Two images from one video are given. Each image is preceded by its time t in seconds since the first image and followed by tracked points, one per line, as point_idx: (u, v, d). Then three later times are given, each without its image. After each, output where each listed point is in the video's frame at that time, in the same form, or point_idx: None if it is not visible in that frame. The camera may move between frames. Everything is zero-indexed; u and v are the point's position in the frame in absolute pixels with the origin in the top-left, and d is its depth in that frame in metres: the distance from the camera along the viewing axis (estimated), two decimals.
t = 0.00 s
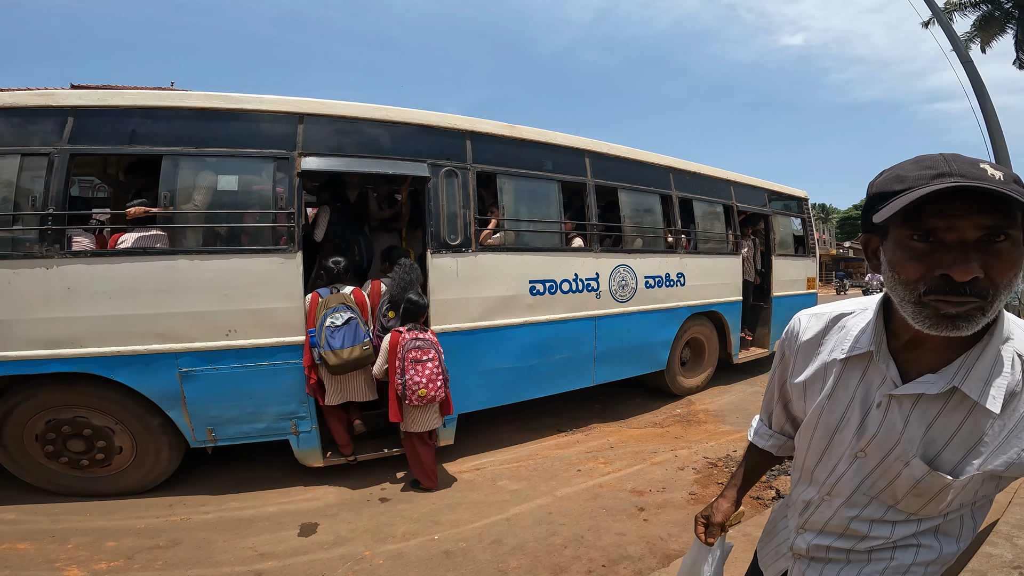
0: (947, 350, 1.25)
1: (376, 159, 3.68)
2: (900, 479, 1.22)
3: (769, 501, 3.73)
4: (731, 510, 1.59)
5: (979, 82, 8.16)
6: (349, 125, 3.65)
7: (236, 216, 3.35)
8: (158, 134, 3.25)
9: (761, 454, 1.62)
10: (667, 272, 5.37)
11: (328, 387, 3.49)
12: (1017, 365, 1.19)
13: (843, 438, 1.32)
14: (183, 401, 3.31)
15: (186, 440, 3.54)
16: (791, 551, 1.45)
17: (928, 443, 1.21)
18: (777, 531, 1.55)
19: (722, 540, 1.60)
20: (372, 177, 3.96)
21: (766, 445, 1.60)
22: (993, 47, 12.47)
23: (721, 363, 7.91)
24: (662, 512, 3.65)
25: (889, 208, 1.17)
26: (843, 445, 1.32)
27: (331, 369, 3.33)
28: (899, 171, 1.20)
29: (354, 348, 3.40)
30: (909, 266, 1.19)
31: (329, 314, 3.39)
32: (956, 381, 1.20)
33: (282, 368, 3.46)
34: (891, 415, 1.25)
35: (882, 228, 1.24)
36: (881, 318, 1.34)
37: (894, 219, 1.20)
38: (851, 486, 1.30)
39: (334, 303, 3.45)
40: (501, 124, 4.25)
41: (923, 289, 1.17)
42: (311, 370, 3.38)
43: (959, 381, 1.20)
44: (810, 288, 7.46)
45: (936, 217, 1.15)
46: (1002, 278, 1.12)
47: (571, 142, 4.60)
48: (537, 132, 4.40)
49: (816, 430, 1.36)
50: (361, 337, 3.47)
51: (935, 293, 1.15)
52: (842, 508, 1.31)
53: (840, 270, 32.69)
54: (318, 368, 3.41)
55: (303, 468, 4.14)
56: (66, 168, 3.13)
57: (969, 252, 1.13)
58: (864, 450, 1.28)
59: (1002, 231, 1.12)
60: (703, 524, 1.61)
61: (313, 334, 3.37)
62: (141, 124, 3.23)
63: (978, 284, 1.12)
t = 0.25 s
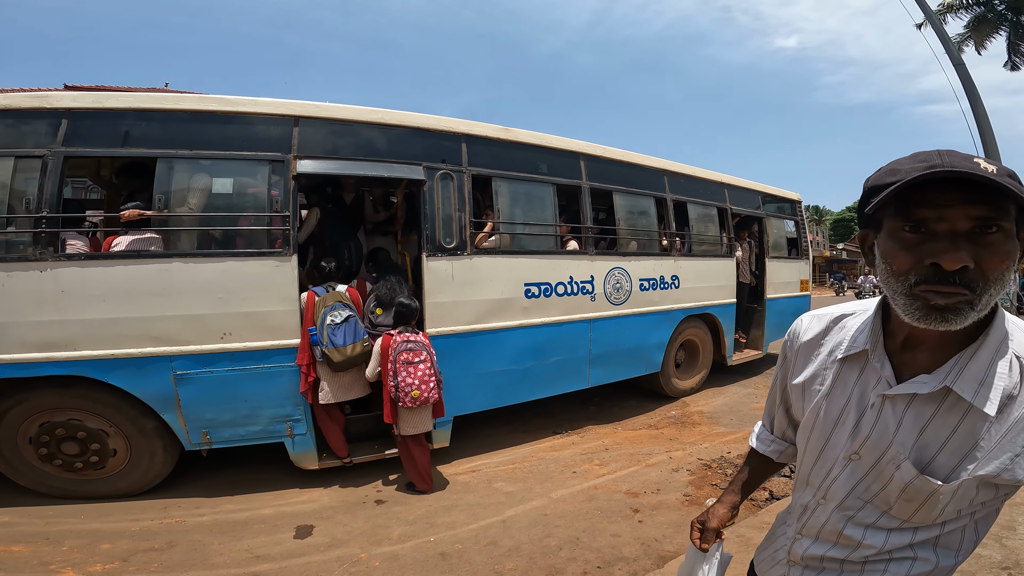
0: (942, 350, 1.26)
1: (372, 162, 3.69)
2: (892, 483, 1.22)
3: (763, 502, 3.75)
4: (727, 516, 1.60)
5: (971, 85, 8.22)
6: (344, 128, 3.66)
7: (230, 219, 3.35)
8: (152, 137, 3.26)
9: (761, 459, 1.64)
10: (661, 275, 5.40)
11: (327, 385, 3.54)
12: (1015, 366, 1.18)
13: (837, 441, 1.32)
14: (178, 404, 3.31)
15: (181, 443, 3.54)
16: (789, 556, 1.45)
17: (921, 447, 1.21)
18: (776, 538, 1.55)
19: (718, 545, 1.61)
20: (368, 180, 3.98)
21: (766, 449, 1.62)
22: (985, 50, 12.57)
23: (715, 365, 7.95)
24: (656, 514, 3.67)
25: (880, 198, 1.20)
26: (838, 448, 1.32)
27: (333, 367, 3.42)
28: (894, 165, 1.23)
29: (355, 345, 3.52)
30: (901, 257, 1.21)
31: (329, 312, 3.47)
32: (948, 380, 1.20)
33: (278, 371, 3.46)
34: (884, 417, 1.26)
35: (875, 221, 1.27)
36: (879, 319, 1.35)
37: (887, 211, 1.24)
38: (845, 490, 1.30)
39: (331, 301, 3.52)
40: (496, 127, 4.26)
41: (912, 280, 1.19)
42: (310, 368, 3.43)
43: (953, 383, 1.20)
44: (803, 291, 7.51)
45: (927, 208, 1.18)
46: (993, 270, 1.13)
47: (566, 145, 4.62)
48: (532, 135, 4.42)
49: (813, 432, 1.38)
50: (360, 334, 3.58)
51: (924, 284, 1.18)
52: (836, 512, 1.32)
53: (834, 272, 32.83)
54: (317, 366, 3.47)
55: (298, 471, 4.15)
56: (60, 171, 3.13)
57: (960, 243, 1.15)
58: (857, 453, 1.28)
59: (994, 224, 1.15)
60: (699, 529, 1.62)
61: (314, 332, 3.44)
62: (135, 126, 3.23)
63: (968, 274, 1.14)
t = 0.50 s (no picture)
0: (941, 343, 1.28)
1: (369, 163, 3.70)
2: (896, 475, 1.23)
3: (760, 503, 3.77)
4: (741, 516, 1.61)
5: (967, 87, 8.26)
6: (342, 129, 3.67)
7: (228, 220, 3.36)
8: (149, 138, 3.26)
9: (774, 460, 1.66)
10: (658, 276, 5.41)
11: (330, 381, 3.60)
12: (1012, 357, 1.19)
13: (842, 436, 1.33)
14: (175, 405, 3.31)
15: (178, 444, 3.54)
16: (800, 556, 1.44)
17: (924, 438, 1.21)
18: (786, 540, 1.54)
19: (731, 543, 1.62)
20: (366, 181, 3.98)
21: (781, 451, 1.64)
22: (981, 52, 12.61)
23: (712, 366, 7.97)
24: (654, 515, 3.68)
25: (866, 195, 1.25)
26: (844, 442, 1.33)
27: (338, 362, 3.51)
28: (881, 165, 1.28)
29: (356, 339, 3.59)
30: (889, 251, 1.25)
31: (328, 308, 3.52)
32: (945, 369, 1.22)
33: (275, 373, 3.46)
34: (887, 408, 1.27)
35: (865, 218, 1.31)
36: (880, 315, 1.38)
37: (875, 207, 1.28)
38: (851, 484, 1.30)
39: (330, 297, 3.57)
40: (494, 129, 4.28)
41: (900, 271, 1.23)
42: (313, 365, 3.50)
43: (952, 373, 1.21)
44: (800, 292, 7.53)
45: (910, 205, 1.23)
46: (975, 261, 1.17)
47: (564, 147, 4.63)
48: (530, 137, 4.43)
49: (820, 428, 1.39)
50: (360, 328, 3.66)
51: (911, 275, 1.22)
52: (842, 507, 1.32)
53: (832, 273, 32.91)
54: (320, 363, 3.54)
55: (296, 472, 4.15)
56: (58, 172, 3.13)
57: (943, 236, 1.19)
58: (861, 446, 1.29)
59: (974, 219, 1.19)
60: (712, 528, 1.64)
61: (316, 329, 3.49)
62: (132, 127, 3.24)
63: (951, 265, 1.18)
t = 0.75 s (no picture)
0: (951, 331, 1.30)
1: (369, 164, 3.71)
2: (911, 462, 1.23)
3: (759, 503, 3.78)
4: (761, 514, 1.66)
5: (966, 89, 8.27)
6: (342, 130, 3.67)
7: (228, 222, 3.36)
8: (150, 140, 3.27)
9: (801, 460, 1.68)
10: (658, 277, 5.42)
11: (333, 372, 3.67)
12: (1017, 343, 1.20)
13: (858, 426, 1.35)
14: (175, 406, 3.32)
15: (178, 445, 3.55)
16: (816, 552, 1.44)
17: (936, 424, 1.22)
18: (801, 538, 1.55)
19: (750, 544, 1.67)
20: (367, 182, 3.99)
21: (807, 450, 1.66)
22: (980, 52, 12.62)
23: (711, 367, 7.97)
24: (653, 515, 3.69)
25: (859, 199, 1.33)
26: (859, 432, 1.35)
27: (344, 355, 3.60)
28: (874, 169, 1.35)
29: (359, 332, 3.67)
30: (888, 247, 1.31)
31: (332, 302, 3.59)
32: (950, 353, 1.24)
33: (275, 373, 3.47)
34: (899, 395, 1.29)
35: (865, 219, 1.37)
36: (895, 310, 1.42)
37: (873, 209, 1.34)
38: (868, 474, 1.31)
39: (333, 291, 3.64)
40: (494, 130, 4.28)
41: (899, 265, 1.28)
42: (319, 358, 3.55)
43: (961, 358, 1.22)
44: (799, 293, 7.54)
45: (902, 204, 1.28)
46: (969, 252, 1.21)
47: (564, 148, 4.64)
48: (530, 138, 4.44)
49: (838, 420, 1.41)
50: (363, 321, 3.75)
51: (910, 268, 1.26)
52: (860, 498, 1.33)
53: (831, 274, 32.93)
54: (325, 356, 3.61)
55: (296, 472, 4.15)
56: (58, 172, 3.14)
57: (936, 230, 1.24)
58: (877, 435, 1.31)
59: (964, 212, 1.22)
60: (732, 524, 1.70)
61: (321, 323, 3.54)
62: (132, 128, 3.24)
63: (945, 256, 1.22)
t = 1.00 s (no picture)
0: (973, 326, 1.31)
1: (369, 165, 3.71)
2: (929, 455, 1.23)
3: (759, 503, 3.79)
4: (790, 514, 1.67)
5: (965, 89, 8.28)
6: (341, 129, 3.67)
7: (228, 222, 3.36)
8: (149, 140, 3.27)
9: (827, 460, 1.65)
10: (657, 278, 5.43)
11: (333, 363, 3.72)
12: None
13: (878, 420, 1.36)
14: (175, 406, 3.32)
15: (178, 445, 3.55)
16: (828, 548, 1.45)
17: (956, 417, 1.22)
18: (810, 536, 1.54)
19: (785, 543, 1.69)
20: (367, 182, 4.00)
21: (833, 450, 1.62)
22: (980, 53, 12.63)
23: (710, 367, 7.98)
24: (653, 515, 3.69)
25: (893, 194, 1.32)
26: (878, 426, 1.35)
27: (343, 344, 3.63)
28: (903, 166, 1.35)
29: (358, 322, 3.71)
30: (918, 242, 1.30)
31: (331, 292, 3.64)
32: (970, 344, 1.26)
33: (275, 374, 3.47)
34: (919, 388, 1.29)
35: (894, 215, 1.36)
36: (917, 308, 1.42)
37: (902, 205, 1.34)
38: (885, 468, 1.32)
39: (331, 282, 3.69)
40: (494, 131, 4.29)
41: (931, 259, 1.27)
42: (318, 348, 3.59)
43: (981, 351, 1.23)
44: (798, 294, 7.55)
45: (934, 200, 1.28)
46: (999, 248, 1.22)
47: (564, 148, 4.64)
48: (530, 139, 4.45)
49: (858, 415, 1.41)
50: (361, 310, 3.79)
51: (941, 261, 1.25)
52: (877, 492, 1.33)
53: (830, 275, 32.96)
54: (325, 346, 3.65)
55: (296, 473, 4.15)
56: (59, 172, 3.14)
57: (967, 226, 1.25)
58: (895, 428, 1.31)
59: (992, 210, 1.24)
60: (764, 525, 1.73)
61: (320, 313, 3.59)
62: (132, 128, 3.24)
63: (976, 250, 1.22)
